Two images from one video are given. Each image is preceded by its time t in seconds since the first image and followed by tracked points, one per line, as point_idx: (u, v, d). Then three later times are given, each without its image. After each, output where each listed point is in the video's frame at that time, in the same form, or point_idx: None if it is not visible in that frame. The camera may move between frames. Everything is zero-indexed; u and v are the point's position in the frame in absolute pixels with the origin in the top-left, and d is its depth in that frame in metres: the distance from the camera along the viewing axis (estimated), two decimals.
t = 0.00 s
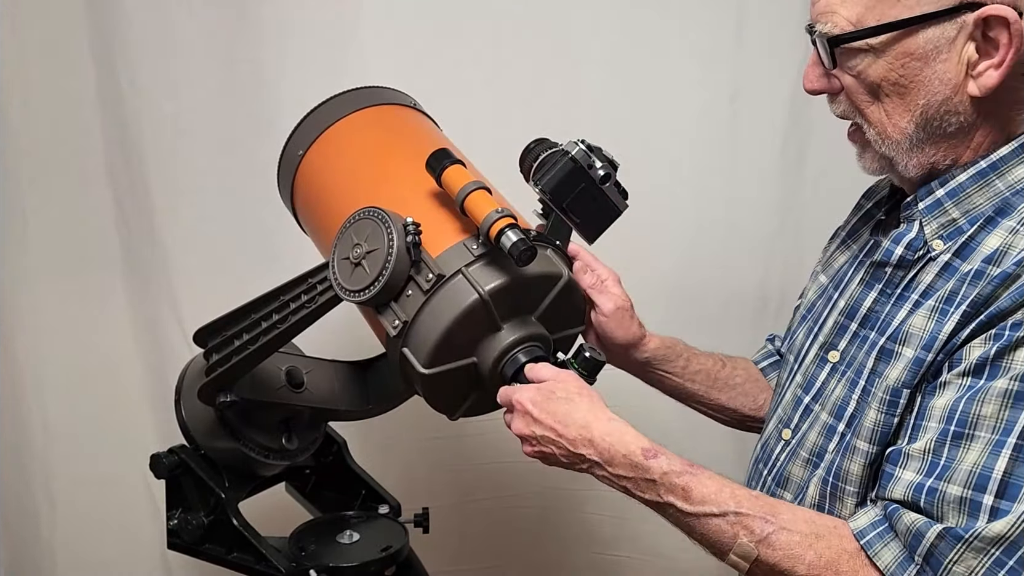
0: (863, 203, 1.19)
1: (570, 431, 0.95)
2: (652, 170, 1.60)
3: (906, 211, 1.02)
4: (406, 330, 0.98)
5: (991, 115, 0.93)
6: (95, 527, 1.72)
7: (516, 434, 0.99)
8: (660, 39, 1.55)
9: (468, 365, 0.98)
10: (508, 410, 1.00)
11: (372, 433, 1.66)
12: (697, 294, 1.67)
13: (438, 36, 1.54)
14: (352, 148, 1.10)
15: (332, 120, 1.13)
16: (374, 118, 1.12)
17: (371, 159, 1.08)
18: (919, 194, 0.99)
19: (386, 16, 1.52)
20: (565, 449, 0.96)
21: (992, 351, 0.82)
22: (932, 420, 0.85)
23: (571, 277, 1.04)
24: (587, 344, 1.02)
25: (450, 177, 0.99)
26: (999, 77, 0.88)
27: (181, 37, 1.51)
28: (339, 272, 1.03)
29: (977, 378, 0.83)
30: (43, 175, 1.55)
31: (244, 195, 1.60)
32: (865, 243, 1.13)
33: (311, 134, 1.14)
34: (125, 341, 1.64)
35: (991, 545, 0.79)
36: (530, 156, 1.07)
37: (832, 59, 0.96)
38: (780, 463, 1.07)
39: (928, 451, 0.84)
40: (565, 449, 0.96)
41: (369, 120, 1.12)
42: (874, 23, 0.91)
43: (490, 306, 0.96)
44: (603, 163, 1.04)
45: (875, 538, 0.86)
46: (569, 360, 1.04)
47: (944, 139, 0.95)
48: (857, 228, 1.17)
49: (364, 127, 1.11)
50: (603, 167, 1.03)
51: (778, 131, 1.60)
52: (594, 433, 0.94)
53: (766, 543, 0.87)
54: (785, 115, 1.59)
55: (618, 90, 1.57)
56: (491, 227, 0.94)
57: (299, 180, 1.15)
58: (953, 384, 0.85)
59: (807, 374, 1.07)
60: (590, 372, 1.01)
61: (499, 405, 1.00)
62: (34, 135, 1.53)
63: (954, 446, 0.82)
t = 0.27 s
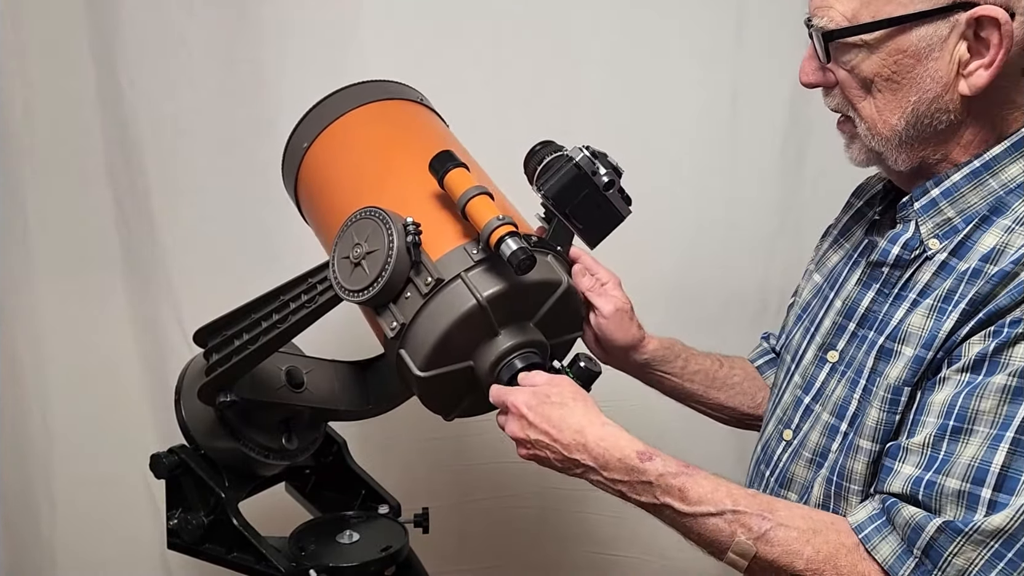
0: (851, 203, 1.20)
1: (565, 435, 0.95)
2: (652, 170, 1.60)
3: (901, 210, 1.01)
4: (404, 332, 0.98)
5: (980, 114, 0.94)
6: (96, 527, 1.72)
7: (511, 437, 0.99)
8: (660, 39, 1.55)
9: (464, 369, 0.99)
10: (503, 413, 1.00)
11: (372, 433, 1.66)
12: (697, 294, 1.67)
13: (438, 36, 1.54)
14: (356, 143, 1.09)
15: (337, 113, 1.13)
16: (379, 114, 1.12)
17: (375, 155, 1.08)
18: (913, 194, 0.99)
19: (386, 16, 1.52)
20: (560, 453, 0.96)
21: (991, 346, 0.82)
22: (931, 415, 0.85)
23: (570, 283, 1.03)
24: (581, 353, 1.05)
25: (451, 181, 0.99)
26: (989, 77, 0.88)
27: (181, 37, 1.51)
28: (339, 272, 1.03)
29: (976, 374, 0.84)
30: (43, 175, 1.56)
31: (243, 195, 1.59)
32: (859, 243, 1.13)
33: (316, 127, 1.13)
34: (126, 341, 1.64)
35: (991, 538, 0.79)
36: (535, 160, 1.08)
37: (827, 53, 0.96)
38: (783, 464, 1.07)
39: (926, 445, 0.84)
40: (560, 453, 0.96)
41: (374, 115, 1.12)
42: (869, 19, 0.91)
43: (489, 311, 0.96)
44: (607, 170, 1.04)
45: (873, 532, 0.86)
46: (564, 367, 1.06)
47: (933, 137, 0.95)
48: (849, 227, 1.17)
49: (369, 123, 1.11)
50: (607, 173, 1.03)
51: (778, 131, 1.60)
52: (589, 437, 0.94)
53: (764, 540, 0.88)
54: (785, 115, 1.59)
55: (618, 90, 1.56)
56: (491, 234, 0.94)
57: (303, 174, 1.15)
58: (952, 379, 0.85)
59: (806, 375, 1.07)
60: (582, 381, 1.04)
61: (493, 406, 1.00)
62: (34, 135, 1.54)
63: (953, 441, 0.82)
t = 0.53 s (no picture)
0: (854, 202, 1.19)
1: (562, 445, 0.95)
2: (652, 170, 1.60)
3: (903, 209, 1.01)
4: (402, 333, 0.98)
5: (983, 112, 0.94)
6: (96, 528, 1.72)
7: (509, 445, 1.00)
8: (660, 39, 1.55)
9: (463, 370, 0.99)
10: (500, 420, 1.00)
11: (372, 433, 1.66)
12: (697, 294, 1.67)
13: (438, 36, 1.53)
14: (359, 141, 1.09)
15: (343, 107, 1.12)
16: (385, 111, 1.11)
17: (379, 153, 1.08)
18: (914, 194, 0.99)
19: (386, 16, 1.52)
20: (558, 462, 0.96)
21: (991, 343, 0.82)
22: (931, 411, 0.85)
23: (569, 287, 1.03)
24: (580, 359, 1.04)
25: (453, 183, 0.99)
26: (994, 74, 0.88)
27: (181, 37, 1.51)
28: (339, 271, 1.03)
29: (976, 371, 0.83)
30: (43, 175, 1.56)
31: (243, 195, 1.59)
32: (861, 243, 1.13)
33: (321, 121, 1.13)
34: (126, 341, 1.64)
35: (990, 533, 0.79)
36: (537, 162, 1.08)
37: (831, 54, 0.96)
38: (786, 462, 1.07)
39: (926, 441, 0.84)
40: (557, 462, 0.96)
41: (378, 112, 1.11)
42: (875, 19, 0.91)
43: (487, 315, 0.96)
44: (609, 175, 1.04)
45: (873, 529, 0.86)
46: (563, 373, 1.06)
47: (938, 136, 0.95)
48: (852, 226, 1.17)
49: (374, 120, 1.11)
50: (609, 178, 1.04)
51: (778, 131, 1.60)
52: (585, 446, 0.95)
53: (763, 541, 0.88)
54: (785, 115, 1.59)
55: (618, 90, 1.56)
56: (491, 239, 0.94)
57: (306, 168, 1.15)
58: (952, 376, 0.85)
59: (809, 374, 1.07)
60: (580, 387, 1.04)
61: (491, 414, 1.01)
62: (34, 135, 1.54)
63: (952, 438, 0.82)
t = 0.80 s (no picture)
0: (856, 203, 1.20)
1: (564, 443, 0.95)
2: (653, 171, 1.60)
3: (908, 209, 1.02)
4: (404, 335, 0.98)
5: (990, 111, 0.94)
6: (96, 528, 1.71)
7: (512, 444, 1.00)
8: (660, 39, 1.55)
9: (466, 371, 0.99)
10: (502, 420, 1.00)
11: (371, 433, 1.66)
12: (697, 295, 1.67)
13: (438, 36, 1.53)
14: (357, 141, 1.09)
15: (341, 107, 1.12)
16: (383, 111, 1.11)
17: (378, 152, 1.07)
18: (920, 193, 0.99)
19: (386, 15, 1.52)
20: (560, 461, 0.96)
21: (999, 339, 0.82)
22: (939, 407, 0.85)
23: (570, 288, 1.03)
24: (582, 360, 1.05)
25: (453, 185, 0.99)
26: (1003, 74, 0.88)
27: (181, 36, 1.51)
28: (340, 273, 1.03)
29: (985, 367, 0.83)
30: (43, 174, 1.56)
31: (243, 195, 1.59)
32: (865, 242, 1.14)
33: (318, 120, 1.13)
34: (125, 341, 1.64)
35: (999, 530, 0.79)
36: (536, 161, 1.08)
37: (837, 59, 0.96)
38: (793, 463, 1.07)
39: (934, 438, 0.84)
40: (559, 461, 0.96)
41: (377, 111, 1.11)
42: (880, 22, 0.91)
43: (488, 317, 0.96)
44: (609, 174, 1.04)
45: (877, 526, 0.86)
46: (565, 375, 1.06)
47: (948, 136, 0.95)
48: (855, 227, 1.17)
49: (372, 120, 1.10)
50: (609, 177, 1.04)
51: (778, 131, 1.60)
52: (588, 444, 0.94)
53: (764, 537, 0.88)
54: (786, 115, 1.59)
55: (618, 90, 1.56)
56: (493, 241, 0.94)
57: (304, 167, 1.15)
58: (961, 372, 0.85)
59: (814, 374, 1.07)
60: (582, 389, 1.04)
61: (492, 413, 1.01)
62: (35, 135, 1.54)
63: (960, 433, 0.82)
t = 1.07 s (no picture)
0: (855, 202, 1.20)
1: (573, 447, 0.95)
2: (653, 171, 1.60)
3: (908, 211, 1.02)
4: (409, 341, 0.98)
5: (995, 116, 0.94)
6: (95, 527, 1.71)
7: (522, 447, 1.00)
8: (660, 39, 1.55)
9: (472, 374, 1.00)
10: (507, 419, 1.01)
11: (372, 432, 1.67)
12: (698, 296, 1.67)
13: (437, 36, 1.53)
14: (352, 142, 1.09)
15: (334, 107, 1.11)
16: (378, 111, 1.11)
17: (374, 153, 1.07)
18: (921, 195, 1.00)
19: (386, 16, 1.52)
20: (569, 464, 0.96)
21: (1001, 342, 0.82)
22: (942, 411, 0.86)
23: (572, 288, 1.04)
24: (588, 361, 1.04)
25: (453, 190, 0.99)
26: (1009, 78, 0.88)
27: (181, 36, 1.51)
28: (341, 281, 1.03)
29: (987, 370, 0.84)
30: (43, 175, 1.56)
31: (243, 195, 1.59)
32: (864, 242, 1.14)
33: (312, 120, 1.12)
34: (125, 341, 1.64)
35: (1004, 535, 0.78)
36: (533, 161, 1.07)
37: (839, 70, 0.95)
38: (791, 464, 1.07)
39: (937, 442, 0.84)
40: (568, 464, 0.96)
41: (370, 110, 1.11)
42: (883, 32, 0.91)
43: (493, 320, 0.97)
44: (608, 171, 1.04)
45: (882, 532, 0.86)
46: (569, 376, 1.06)
47: (951, 142, 0.95)
48: (855, 226, 1.17)
49: (367, 120, 1.10)
50: (608, 175, 1.04)
51: (779, 132, 1.59)
52: (596, 448, 0.94)
53: (768, 541, 0.88)
54: (786, 116, 1.58)
55: (618, 90, 1.56)
56: (497, 247, 0.94)
57: (298, 168, 1.14)
58: (963, 375, 0.85)
59: (813, 375, 1.07)
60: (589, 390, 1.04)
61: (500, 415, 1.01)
62: (35, 135, 1.54)
63: (963, 437, 0.83)
